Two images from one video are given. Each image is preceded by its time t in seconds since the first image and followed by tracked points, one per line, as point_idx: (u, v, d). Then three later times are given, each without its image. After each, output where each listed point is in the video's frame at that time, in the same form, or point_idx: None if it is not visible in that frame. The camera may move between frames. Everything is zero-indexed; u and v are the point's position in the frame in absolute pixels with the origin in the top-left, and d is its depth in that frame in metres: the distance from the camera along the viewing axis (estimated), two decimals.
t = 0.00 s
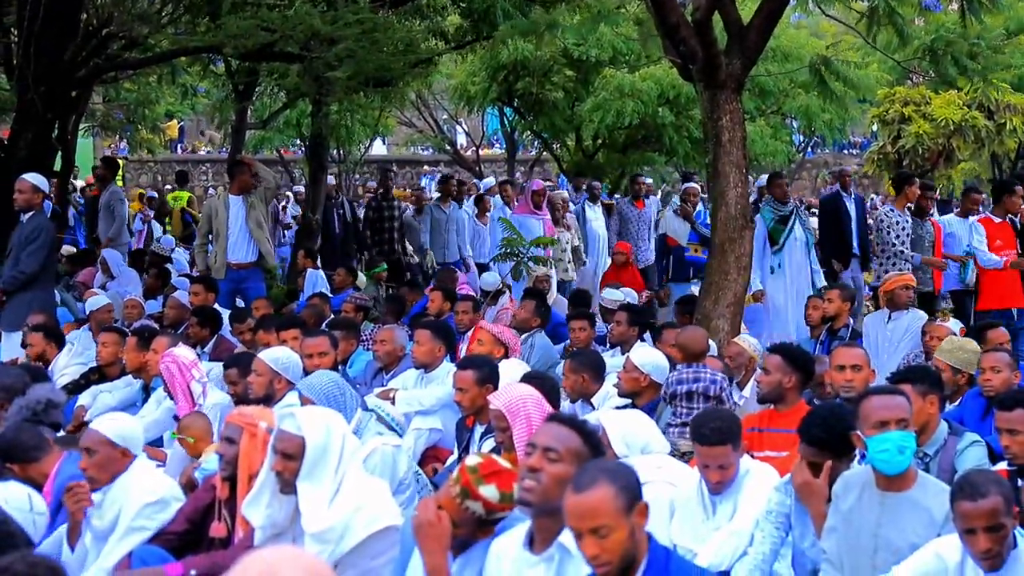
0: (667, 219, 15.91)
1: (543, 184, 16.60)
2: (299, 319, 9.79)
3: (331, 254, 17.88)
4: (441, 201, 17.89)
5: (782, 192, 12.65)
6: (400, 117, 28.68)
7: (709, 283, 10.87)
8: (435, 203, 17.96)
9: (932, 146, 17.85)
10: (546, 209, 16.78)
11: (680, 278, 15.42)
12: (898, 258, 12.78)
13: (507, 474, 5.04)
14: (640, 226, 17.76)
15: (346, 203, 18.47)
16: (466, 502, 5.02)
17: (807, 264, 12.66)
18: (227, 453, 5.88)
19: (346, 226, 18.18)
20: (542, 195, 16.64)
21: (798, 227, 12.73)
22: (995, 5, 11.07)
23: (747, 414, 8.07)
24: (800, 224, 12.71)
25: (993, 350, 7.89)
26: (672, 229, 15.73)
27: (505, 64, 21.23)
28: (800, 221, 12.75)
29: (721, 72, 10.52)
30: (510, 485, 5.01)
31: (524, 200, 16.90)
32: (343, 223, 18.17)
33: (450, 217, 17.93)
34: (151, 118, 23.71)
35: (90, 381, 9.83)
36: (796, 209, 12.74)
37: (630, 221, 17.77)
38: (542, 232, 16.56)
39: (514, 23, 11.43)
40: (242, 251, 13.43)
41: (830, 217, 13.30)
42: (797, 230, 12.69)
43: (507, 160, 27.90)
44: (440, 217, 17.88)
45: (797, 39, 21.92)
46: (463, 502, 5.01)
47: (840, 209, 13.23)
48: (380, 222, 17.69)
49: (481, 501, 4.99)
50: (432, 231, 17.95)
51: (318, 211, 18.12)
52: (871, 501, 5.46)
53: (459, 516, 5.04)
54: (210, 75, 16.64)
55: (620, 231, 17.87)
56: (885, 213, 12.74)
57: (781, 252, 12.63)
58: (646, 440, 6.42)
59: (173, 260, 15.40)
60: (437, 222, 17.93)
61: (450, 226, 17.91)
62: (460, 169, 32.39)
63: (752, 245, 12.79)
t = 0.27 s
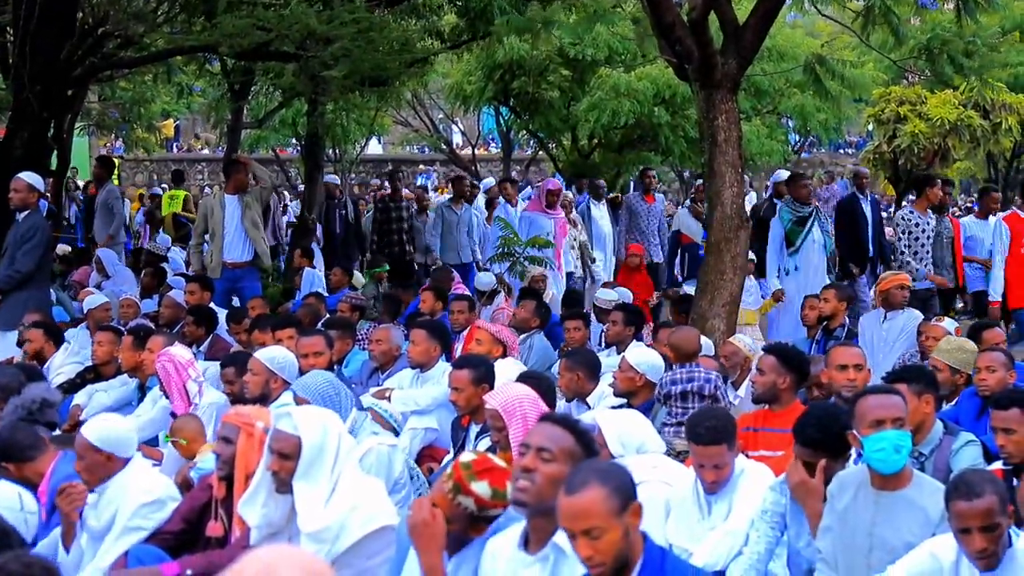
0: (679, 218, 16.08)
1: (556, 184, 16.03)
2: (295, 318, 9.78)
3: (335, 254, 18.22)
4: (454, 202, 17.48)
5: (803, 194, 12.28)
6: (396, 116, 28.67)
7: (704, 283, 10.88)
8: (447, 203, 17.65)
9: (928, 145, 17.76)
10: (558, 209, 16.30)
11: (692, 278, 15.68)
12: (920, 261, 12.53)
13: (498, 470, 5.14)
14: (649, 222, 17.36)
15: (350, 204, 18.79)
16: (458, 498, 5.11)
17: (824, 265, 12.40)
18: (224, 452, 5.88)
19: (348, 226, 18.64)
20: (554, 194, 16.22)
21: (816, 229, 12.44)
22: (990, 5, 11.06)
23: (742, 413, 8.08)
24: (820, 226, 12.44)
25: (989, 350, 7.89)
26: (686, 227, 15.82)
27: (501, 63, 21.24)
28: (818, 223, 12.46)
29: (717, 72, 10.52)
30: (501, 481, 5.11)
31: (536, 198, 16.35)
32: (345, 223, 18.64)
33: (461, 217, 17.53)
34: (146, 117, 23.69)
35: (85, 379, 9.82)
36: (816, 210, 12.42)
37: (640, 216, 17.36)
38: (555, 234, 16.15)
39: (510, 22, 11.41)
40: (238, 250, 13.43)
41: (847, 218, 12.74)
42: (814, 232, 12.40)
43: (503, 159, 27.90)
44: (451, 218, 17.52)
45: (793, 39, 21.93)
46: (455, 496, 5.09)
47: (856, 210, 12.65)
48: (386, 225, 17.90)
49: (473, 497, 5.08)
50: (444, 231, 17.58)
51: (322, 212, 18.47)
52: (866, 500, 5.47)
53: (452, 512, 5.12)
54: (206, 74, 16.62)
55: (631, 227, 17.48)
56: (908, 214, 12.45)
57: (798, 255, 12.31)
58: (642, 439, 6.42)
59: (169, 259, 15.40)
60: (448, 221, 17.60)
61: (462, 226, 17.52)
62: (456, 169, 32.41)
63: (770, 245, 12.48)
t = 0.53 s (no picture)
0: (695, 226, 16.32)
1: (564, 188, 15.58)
2: (287, 318, 9.78)
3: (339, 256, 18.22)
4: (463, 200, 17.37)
5: (831, 195, 12.06)
6: (388, 116, 28.65)
7: (696, 283, 10.89)
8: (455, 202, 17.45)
9: (920, 146, 17.62)
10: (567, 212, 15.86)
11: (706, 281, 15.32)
12: (930, 263, 12.27)
13: (476, 454, 5.18)
14: (652, 226, 17.40)
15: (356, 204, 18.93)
16: (430, 470, 5.14)
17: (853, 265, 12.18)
18: (216, 452, 5.88)
19: (354, 228, 18.42)
20: (562, 197, 15.77)
21: (844, 229, 12.20)
22: (982, 6, 11.08)
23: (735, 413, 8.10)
24: (847, 227, 12.21)
25: (980, 351, 7.91)
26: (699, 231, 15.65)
27: (493, 63, 21.23)
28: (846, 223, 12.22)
29: (709, 73, 10.53)
30: (475, 461, 5.14)
31: (544, 202, 15.92)
32: (351, 225, 18.39)
33: (470, 218, 17.30)
34: (138, 117, 23.63)
35: (77, 379, 9.80)
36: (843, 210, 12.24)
37: (641, 220, 17.40)
38: (565, 237, 15.69)
39: (503, 22, 11.40)
40: (229, 250, 13.42)
41: (866, 219, 13.21)
42: (842, 232, 12.17)
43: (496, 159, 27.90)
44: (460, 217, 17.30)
45: (785, 40, 21.95)
46: (429, 471, 5.11)
47: (873, 211, 13.15)
48: (391, 224, 18.27)
49: (444, 470, 5.10)
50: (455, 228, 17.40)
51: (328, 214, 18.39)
52: (858, 501, 5.48)
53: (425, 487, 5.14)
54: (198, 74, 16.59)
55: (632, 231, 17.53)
56: (919, 214, 12.16)
57: (827, 254, 12.14)
58: (634, 440, 6.43)
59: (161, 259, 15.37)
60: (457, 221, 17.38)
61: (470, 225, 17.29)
62: (448, 169, 32.40)
63: (797, 245, 12.32)
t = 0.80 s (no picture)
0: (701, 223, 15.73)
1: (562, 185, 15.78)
2: (275, 318, 9.77)
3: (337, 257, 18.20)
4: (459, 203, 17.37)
5: (846, 198, 11.70)
6: (377, 117, 28.63)
7: (684, 284, 10.89)
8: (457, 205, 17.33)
9: (907, 148, 17.64)
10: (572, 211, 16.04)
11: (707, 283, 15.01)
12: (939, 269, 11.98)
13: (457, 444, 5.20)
14: (653, 225, 16.75)
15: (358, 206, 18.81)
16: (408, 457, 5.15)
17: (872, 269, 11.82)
18: (203, 453, 5.89)
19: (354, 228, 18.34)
20: (566, 195, 15.95)
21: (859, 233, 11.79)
22: (970, 7, 11.09)
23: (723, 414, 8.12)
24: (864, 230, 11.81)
25: (968, 352, 7.93)
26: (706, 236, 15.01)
27: (481, 64, 21.22)
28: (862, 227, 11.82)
29: (697, 74, 10.53)
30: (454, 448, 5.16)
31: (548, 202, 16.10)
32: (350, 225, 18.31)
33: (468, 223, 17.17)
34: (126, 118, 23.58)
35: (64, 380, 9.78)
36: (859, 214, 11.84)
37: (642, 220, 16.73)
38: (571, 236, 15.85)
39: (491, 23, 11.38)
40: (218, 250, 13.41)
41: (878, 218, 13.42)
42: (859, 237, 11.78)
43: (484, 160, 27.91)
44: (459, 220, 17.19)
45: (773, 41, 21.99)
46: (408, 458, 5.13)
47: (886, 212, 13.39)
48: (389, 225, 18.43)
49: (423, 455, 5.11)
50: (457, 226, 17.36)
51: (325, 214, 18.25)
52: (845, 502, 5.49)
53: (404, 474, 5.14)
54: (186, 74, 16.56)
55: (632, 232, 16.84)
56: (922, 219, 11.93)
57: (843, 259, 11.76)
58: (621, 441, 6.45)
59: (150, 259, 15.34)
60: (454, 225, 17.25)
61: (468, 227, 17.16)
62: (436, 170, 32.40)
63: (811, 246, 11.92)
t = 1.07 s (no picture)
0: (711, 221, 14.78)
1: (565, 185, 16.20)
2: (260, 320, 9.75)
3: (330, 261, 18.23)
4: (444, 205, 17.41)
5: (848, 198, 11.69)
6: (362, 118, 28.61)
7: (670, 286, 10.90)
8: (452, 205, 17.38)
9: (892, 149, 17.58)
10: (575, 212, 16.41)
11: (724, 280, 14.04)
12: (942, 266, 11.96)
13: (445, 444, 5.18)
14: (650, 228, 16.63)
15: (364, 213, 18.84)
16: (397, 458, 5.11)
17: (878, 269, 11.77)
18: (188, 453, 5.88)
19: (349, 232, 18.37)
20: (567, 196, 16.33)
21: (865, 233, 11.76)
22: (955, 9, 11.11)
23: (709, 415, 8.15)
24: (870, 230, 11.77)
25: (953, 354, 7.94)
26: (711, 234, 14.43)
27: (467, 64, 21.21)
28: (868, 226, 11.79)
29: (683, 75, 10.53)
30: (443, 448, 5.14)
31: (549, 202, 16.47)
32: (345, 229, 18.35)
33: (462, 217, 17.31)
34: (111, 118, 23.55)
35: (49, 381, 9.76)
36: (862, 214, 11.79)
37: (640, 222, 16.58)
38: (570, 238, 16.25)
39: (478, 24, 11.38)
40: (203, 251, 13.40)
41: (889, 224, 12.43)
42: (863, 237, 11.73)
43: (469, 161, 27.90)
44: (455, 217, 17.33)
45: (759, 42, 22.03)
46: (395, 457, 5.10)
47: (901, 219, 12.14)
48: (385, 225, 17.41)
49: (410, 453, 5.08)
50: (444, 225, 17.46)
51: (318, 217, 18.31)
52: (829, 501, 5.49)
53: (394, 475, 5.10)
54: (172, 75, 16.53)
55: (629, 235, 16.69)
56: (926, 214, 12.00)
57: (847, 261, 11.74)
58: (607, 442, 6.47)
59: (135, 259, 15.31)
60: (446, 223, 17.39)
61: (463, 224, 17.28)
62: (422, 171, 32.39)
63: (817, 250, 11.87)
